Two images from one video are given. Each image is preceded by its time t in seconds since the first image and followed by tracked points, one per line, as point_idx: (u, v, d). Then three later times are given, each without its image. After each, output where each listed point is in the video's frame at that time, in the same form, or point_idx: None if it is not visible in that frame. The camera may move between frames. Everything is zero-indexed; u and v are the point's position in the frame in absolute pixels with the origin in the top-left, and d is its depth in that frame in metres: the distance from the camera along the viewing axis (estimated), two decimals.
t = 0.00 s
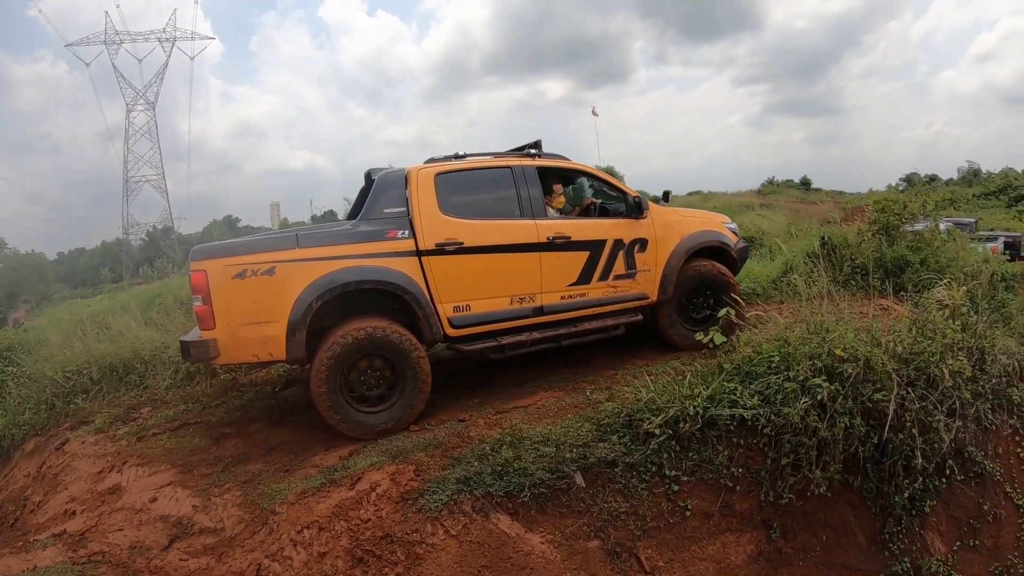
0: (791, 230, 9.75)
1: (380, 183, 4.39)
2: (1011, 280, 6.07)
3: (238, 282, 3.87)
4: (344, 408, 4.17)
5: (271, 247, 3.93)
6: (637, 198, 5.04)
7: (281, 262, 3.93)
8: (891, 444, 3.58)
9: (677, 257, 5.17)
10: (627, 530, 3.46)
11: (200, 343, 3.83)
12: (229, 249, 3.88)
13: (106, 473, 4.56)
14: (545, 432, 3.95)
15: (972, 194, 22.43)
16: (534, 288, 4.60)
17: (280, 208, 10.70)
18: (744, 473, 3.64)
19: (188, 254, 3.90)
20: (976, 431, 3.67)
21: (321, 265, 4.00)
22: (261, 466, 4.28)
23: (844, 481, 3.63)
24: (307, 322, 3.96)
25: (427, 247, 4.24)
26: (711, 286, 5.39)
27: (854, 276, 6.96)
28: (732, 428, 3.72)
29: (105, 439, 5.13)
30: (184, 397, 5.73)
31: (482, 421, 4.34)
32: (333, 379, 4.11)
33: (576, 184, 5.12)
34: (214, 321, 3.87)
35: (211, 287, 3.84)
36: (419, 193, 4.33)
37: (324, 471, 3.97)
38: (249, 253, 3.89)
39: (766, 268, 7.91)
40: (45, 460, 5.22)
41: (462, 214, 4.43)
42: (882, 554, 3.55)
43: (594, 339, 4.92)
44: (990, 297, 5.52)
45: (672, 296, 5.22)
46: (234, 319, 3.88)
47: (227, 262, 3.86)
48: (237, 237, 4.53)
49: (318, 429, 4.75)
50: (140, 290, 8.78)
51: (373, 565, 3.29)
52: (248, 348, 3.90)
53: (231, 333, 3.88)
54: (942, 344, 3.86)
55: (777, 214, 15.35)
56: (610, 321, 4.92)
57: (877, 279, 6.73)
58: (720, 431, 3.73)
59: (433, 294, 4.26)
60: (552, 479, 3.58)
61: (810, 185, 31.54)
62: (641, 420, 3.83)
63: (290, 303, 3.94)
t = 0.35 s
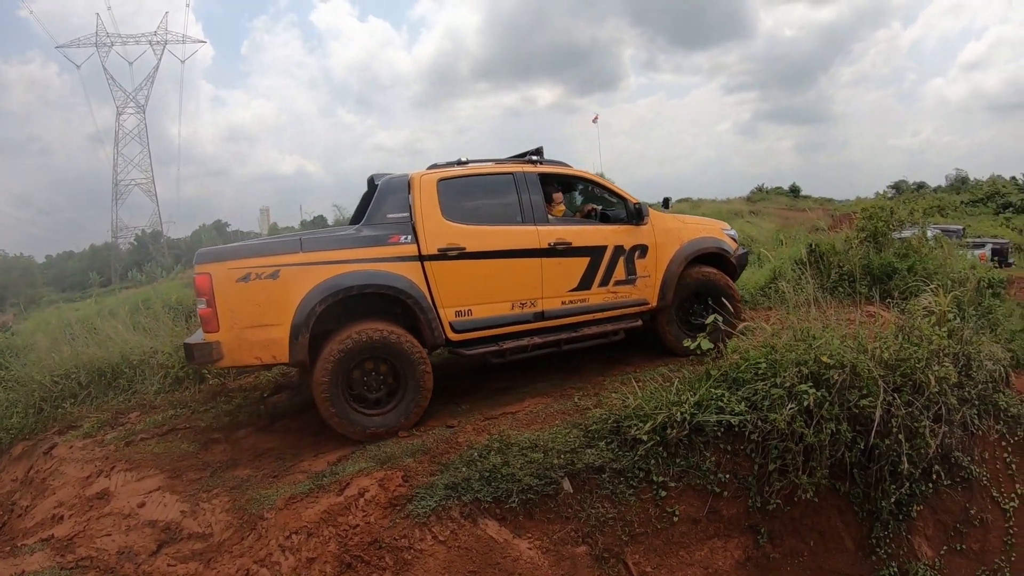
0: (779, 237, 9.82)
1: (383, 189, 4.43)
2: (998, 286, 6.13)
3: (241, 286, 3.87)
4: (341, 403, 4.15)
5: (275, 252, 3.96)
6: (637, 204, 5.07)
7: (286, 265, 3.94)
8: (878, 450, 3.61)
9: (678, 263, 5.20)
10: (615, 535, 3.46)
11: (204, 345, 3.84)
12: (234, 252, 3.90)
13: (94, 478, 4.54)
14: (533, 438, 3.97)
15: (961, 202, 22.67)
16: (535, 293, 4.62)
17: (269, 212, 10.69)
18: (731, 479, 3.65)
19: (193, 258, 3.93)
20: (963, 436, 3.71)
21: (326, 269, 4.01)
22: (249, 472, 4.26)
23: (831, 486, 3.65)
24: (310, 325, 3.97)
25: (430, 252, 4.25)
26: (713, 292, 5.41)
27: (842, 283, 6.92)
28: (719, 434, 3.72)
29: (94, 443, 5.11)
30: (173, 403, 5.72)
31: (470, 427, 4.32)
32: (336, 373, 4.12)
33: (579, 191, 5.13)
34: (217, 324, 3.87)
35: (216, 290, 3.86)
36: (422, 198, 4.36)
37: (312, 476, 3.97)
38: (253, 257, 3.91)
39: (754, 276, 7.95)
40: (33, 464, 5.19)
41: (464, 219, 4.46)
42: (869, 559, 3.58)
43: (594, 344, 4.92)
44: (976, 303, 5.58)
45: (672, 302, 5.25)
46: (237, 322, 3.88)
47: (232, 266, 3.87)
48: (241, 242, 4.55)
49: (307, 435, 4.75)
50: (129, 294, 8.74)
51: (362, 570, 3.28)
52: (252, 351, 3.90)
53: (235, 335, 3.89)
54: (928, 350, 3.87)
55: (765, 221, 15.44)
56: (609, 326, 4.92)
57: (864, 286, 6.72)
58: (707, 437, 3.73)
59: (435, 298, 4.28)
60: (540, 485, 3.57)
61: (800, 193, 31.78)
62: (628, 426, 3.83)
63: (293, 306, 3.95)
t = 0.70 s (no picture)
0: (765, 242, 9.90)
1: (384, 193, 4.45)
2: (982, 289, 6.20)
3: (244, 287, 3.89)
4: (339, 396, 4.14)
5: (277, 253, 3.97)
6: (635, 209, 5.12)
7: (287, 267, 3.96)
8: (862, 452, 3.64)
9: (676, 266, 5.24)
10: (601, 538, 3.48)
11: (206, 346, 3.84)
12: (237, 253, 3.92)
13: (81, 483, 4.50)
14: (519, 442, 3.95)
15: (946, 206, 22.93)
16: (535, 296, 4.64)
17: (257, 218, 10.64)
18: (717, 482, 3.67)
19: (196, 259, 3.94)
20: (947, 438, 3.75)
21: (328, 271, 4.02)
22: (236, 477, 4.24)
23: (816, 488, 3.67)
24: (312, 327, 3.97)
25: (431, 255, 4.26)
26: (708, 293, 5.44)
27: (828, 287, 7.01)
28: (704, 437, 3.74)
29: (80, 449, 5.07)
30: (161, 409, 5.69)
31: (456, 432, 4.29)
32: (340, 368, 4.13)
33: (578, 195, 5.15)
34: (219, 324, 3.88)
35: (218, 291, 3.87)
36: (422, 202, 4.37)
37: (299, 481, 3.96)
38: (255, 258, 3.93)
39: (741, 280, 8.01)
40: (19, 470, 5.13)
41: (464, 223, 4.48)
42: (854, 560, 3.63)
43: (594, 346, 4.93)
44: (960, 306, 5.65)
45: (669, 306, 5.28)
46: (239, 323, 3.90)
47: (235, 267, 3.89)
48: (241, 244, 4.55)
49: (294, 440, 4.73)
50: (115, 299, 8.68)
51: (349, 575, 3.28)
52: (253, 352, 3.91)
53: (236, 337, 3.90)
54: (912, 353, 3.91)
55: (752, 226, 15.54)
56: (608, 329, 4.93)
57: (849, 290, 6.80)
58: (692, 440, 3.75)
59: (434, 300, 4.29)
60: (526, 489, 3.58)
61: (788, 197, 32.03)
62: (614, 430, 3.84)
63: (295, 308, 3.96)
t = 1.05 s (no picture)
0: (752, 245, 9.98)
1: (381, 196, 4.45)
2: (968, 291, 6.28)
3: (242, 289, 3.88)
4: (334, 392, 4.13)
5: (274, 255, 3.96)
6: (631, 212, 5.15)
7: (285, 269, 3.95)
8: (850, 453, 3.67)
9: (672, 269, 5.27)
10: (590, 542, 3.49)
11: (203, 348, 3.83)
12: (234, 256, 3.91)
13: (68, 489, 4.46)
14: (507, 446, 3.95)
15: (932, 209, 23.19)
16: (531, 298, 4.65)
17: (244, 221, 10.57)
18: (705, 484, 3.69)
19: (193, 262, 3.93)
20: (934, 438, 3.79)
21: (326, 273, 4.01)
22: (224, 482, 4.21)
23: (804, 490, 3.70)
24: (309, 329, 3.96)
25: (427, 258, 4.26)
26: (697, 295, 5.46)
27: (815, 290, 7.07)
28: (692, 440, 3.77)
29: (67, 455, 5.02)
30: (148, 414, 5.64)
31: (445, 436, 4.28)
32: (341, 366, 4.13)
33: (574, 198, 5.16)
34: (217, 327, 3.87)
35: (215, 294, 3.85)
36: (419, 205, 4.37)
37: (287, 487, 3.93)
38: (252, 260, 3.91)
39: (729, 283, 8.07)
40: (4, 476, 5.07)
41: (461, 225, 4.48)
42: (844, 561, 3.65)
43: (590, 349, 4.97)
44: (946, 308, 5.71)
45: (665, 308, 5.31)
46: (237, 325, 3.88)
47: (232, 269, 3.88)
48: (236, 247, 4.53)
49: (283, 446, 4.71)
50: (101, 304, 8.59)
51: None
52: (251, 355, 3.90)
53: (234, 339, 3.88)
54: (899, 355, 3.95)
55: (739, 229, 15.65)
56: (605, 331, 4.98)
57: (836, 293, 6.87)
58: (680, 443, 3.78)
59: (431, 303, 4.29)
60: (515, 493, 3.58)
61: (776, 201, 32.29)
62: (602, 434, 3.85)
63: (292, 310, 3.95)
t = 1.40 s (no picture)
0: (742, 248, 10.03)
1: (375, 198, 4.45)
2: (956, 293, 6.34)
3: (236, 291, 3.86)
4: (329, 389, 4.12)
5: (268, 256, 3.94)
6: (625, 214, 5.17)
7: (279, 270, 3.93)
8: (839, 455, 3.70)
9: (666, 271, 5.29)
10: (580, 544, 3.50)
11: (196, 349, 3.81)
12: (228, 257, 3.89)
13: (56, 492, 4.42)
14: (496, 448, 3.96)
15: (921, 212, 23.40)
16: (525, 299, 4.65)
17: (234, 222, 10.52)
18: (695, 486, 3.71)
19: (187, 263, 3.91)
20: (923, 440, 3.82)
21: (320, 274, 4.00)
22: (212, 485, 4.19)
23: (793, 492, 3.73)
24: (303, 331, 3.95)
25: (422, 259, 4.26)
26: (686, 297, 5.48)
27: (805, 292, 7.12)
28: (682, 443, 3.78)
29: (55, 457, 4.97)
30: (136, 416, 5.61)
31: (434, 439, 4.28)
32: (337, 363, 4.13)
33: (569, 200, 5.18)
34: (211, 328, 3.86)
35: (210, 295, 3.84)
36: (413, 206, 4.37)
37: (276, 489, 3.92)
38: (246, 261, 3.90)
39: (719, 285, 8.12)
40: None
41: (455, 227, 4.48)
42: (834, 562, 3.68)
43: (584, 350, 4.97)
44: (935, 310, 5.77)
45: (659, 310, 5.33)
46: (231, 327, 3.87)
47: (226, 270, 3.86)
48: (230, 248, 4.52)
49: (272, 448, 4.69)
50: (88, 305, 8.52)
51: None
52: (245, 356, 3.88)
53: (228, 340, 3.87)
54: (888, 357, 3.99)
55: (729, 231, 15.73)
56: (599, 333, 4.99)
57: (826, 295, 6.92)
58: (670, 445, 3.79)
59: (425, 304, 4.29)
60: (504, 496, 3.59)
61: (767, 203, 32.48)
62: (592, 436, 3.87)
63: (287, 311, 3.94)
